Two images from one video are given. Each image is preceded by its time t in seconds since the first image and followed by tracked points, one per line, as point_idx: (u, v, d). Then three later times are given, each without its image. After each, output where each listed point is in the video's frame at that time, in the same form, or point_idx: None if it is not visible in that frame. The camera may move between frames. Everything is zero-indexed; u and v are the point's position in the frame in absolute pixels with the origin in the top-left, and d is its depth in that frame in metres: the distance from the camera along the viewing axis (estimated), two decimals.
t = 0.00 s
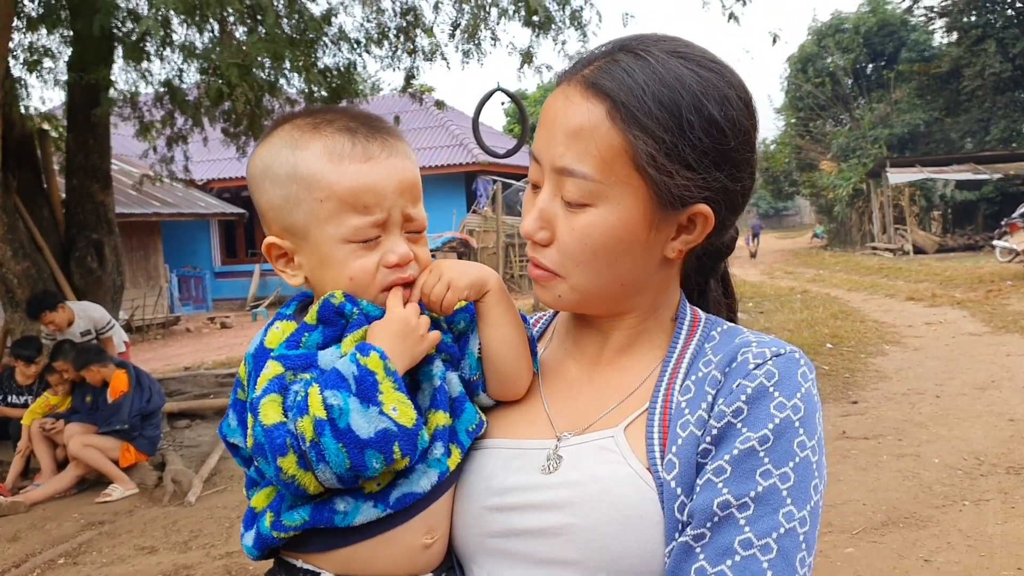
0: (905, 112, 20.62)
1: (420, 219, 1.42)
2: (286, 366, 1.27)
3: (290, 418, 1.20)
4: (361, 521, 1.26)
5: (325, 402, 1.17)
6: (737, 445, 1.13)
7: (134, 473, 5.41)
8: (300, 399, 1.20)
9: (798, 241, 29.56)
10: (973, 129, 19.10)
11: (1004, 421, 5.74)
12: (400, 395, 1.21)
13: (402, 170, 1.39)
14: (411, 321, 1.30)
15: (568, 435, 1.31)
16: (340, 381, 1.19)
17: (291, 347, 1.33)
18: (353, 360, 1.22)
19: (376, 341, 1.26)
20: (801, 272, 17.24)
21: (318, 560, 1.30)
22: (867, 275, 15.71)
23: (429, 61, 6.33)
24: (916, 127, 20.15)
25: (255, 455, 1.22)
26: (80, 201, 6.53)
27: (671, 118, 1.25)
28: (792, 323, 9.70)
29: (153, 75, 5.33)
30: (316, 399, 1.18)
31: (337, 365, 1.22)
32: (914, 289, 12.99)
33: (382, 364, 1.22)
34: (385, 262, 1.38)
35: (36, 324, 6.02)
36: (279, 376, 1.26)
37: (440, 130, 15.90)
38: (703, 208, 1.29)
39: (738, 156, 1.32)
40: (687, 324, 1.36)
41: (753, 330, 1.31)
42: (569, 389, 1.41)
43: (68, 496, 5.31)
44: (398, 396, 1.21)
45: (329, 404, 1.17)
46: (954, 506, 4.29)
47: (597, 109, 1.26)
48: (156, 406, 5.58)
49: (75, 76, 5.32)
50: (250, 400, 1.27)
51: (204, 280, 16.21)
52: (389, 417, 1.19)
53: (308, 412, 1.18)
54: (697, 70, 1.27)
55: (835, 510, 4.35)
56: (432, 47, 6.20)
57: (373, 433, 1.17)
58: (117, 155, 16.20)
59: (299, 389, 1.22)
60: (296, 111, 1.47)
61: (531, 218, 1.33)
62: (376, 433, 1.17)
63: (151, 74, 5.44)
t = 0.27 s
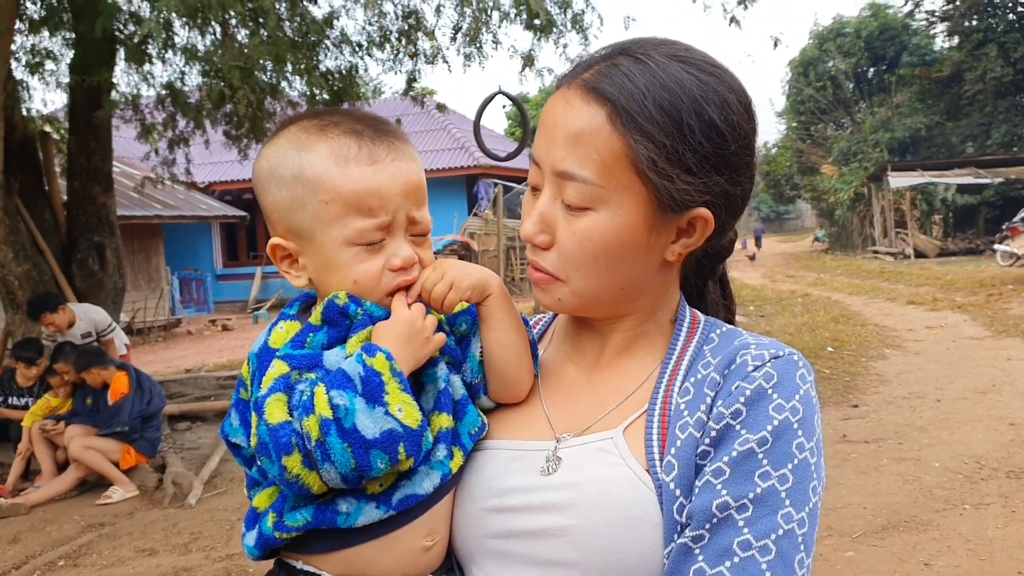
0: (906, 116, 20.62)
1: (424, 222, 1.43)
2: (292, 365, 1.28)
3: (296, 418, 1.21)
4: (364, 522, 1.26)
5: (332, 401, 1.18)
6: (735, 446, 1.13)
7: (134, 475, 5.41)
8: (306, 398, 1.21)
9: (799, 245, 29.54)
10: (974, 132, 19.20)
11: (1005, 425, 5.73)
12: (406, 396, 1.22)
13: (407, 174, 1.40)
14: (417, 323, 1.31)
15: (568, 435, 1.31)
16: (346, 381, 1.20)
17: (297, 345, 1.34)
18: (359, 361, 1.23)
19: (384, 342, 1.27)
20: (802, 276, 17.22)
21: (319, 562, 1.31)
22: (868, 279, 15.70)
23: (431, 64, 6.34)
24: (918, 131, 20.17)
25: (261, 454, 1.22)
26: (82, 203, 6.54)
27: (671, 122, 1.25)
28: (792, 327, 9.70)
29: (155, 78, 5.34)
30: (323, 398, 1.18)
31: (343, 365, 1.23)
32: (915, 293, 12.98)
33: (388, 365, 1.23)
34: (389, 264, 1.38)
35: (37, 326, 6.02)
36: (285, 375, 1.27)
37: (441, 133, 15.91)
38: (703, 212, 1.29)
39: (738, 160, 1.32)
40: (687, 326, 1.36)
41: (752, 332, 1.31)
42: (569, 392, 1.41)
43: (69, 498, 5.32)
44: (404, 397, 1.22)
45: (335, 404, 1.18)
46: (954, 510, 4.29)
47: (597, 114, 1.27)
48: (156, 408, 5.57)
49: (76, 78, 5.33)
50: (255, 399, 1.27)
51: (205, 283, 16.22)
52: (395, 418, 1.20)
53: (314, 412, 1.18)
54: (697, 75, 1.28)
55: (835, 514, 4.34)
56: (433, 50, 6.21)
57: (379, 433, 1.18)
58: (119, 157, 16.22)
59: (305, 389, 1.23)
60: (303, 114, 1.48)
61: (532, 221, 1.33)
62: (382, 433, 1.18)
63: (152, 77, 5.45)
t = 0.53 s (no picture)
0: (906, 120, 20.63)
1: (418, 226, 1.43)
2: (288, 368, 1.28)
3: (291, 420, 1.21)
4: (358, 525, 1.26)
5: (327, 405, 1.18)
6: (728, 451, 1.14)
7: (133, 477, 5.41)
8: (302, 401, 1.21)
9: (799, 248, 29.56)
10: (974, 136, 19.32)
11: (1003, 430, 5.74)
12: (401, 401, 1.22)
13: (400, 178, 1.40)
14: (413, 328, 1.31)
15: (563, 440, 1.32)
16: (342, 385, 1.20)
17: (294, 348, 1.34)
18: (356, 365, 1.23)
19: (380, 346, 1.27)
20: (802, 280, 17.22)
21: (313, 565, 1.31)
22: (868, 283, 15.70)
23: (431, 67, 6.35)
24: (918, 135, 20.19)
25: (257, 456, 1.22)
26: (81, 205, 6.54)
27: (666, 128, 1.26)
28: (792, 330, 9.71)
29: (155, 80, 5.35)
30: (318, 401, 1.19)
31: (339, 368, 1.23)
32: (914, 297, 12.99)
33: (383, 369, 1.23)
34: (383, 269, 1.38)
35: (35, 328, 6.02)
36: (281, 377, 1.27)
37: (442, 136, 15.92)
38: (697, 217, 1.30)
39: (733, 166, 1.33)
40: (682, 331, 1.37)
41: (746, 338, 1.32)
42: (564, 396, 1.42)
43: (67, 499, 5.31)
44: (400, 401, 1.22)
45: (331, 407, 1.18)
46: (952, 514, 4.29)
47: (593, 119, 1.28)
48: (156, 410, 5.56)
49: (76, 80, 5.34)
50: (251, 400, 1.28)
51: (205, 285, 16.21)
52: (389, 422, 1.20)
53: (310, 415, 1.19)
54: (693, 81, 1.29)
55: (834, 518, 4.34)
56: (434, 53, 6.22)
57: (373, 437, 1.18)
58: (119, 159, 16.23)
59: (301, 391, 1.23)
60: (297, 120, 1.49)
61: (528, 225, 1.34)
62: (376, 438, 1.18)
63: (153, 79, 5.46)
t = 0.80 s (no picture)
0: (908, 127, 20.65)
1: (415, 244, 1.43)
2: (281, 381, 1.29)
3: (280, 435, 1.22)
4: (345, 541, 1.27)
5: (316, 422, 1.19)
6: (724, 467, 1.14)
7: (132, 483, 5.41)
8: (292, 416, 1.22)
9: (800, 255, 29.56)
10: (976, 144, 19.09)
11: (1004, 438, 5.73)
12: (390, 422, 1.23)
13: (398, 197, 1.40)
14: (405, 347, 1.31)
15: (559, 454, 1.32)
16: (333, 402, 1.20)
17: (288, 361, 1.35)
18: (348, 383, 1.23)
19: (372, 365, 1.27)
20: (804, 287, 17.23)
21: None
22: (869, 290, 15.69)
23: (432, 74, 6.37)
24: (919, 142, 20.22)
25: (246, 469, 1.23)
26: (83, 210, 6.56)
27: (663, 143, 1.27)
28: (793, 337, 9.71)
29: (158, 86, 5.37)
30: (307, 418, 1.19)
31: (331, 386, 1.24)
32: (915, 304, 12.98)
33: (375, 390, 1.23)
34: (377, 287, 1.39)
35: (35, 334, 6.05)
36: (273, 391, 1.27)
37: (443, 142, 15.95)
38: (694, 232, 1.30)
39: (730, 180, 1.34)
40: (678, 347, 1.37)
41: (743, 354, 1.32)
42: (559, 412, 1.42)
43: (67, 505, 5.31)
44: (389, 423, 1.22)
45: (319, 425, 1.19)
46: (952, 523, 4.28)
47: (590, 134, 1.28)
48: (156, 415, 5.59)
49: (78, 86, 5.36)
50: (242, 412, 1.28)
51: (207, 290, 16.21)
52: (378, 443, 1.21)
53: (298, 431, 1.19)
54: (689, 96, 1.30)
55: (833, 526, 4.34)
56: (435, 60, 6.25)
57: (359, 458, 1.19)
58: (121, 164, 16.27)
59: (292, 406, 1.23)
60: (301, 134, 1.49)
61: (525, 239, 1.34)
62: (363, 458, 1.19)
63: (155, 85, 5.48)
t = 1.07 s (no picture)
0: (910, 134, 20.63)
1: (421, 250, 1.42)
2: (282, 384, 1.29)
3: (280, 437, 1.22)
4: (344, 545, 1.26)
5: (316, 424, 1.19)
6: (723, 475, 1.14)
7: (133, 488, 5.41)
8: (292, 418, 1.21)
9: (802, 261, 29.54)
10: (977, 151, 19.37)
11: (1007, 446, 5.71)
12: (391, 426, 1.22)
13: (405, 202, 1.39)
14: (405, 352, 1.31)
15: (558, 461, 1.32)
16: (333, 405, 1.20)
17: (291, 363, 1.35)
18: (348, 387, 1.23)
19: (374, 368, 1.27)
20: (806, 293, 17.21)
21: None
22: (871, 297, 15.67)
23: (434, 80, 6.38)
24: (921, 149, 20.21)
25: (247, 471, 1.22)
26: (85, 216, 6.57)
27: (664, 151, 1.27)
28: (795, 344, 9.69)
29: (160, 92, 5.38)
30: (308, 420, 1.19)
31: (332, 388, 1.24)
32: (917, 311, 12.96)
33: (376, 394, 1.23)
34: (379, 291, 1.38)
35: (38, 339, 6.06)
36: (274, 393, 1.27)
37: (446, 148, 15.97)
38: (694, 241, 1.30)
39: (730, 190, 1.34)
40: (679, 355, 1.37)
41: (744, 362, 1.32)
42: (561, 419, 1.42)
43: (67, 510, 5.30)
44: (389, 426, 1.22)
45: (319, 427, 1.18)
46: (954, 531, 4.27)
47: (591, 140, 1.29)
48: (157, 421, 5.56)
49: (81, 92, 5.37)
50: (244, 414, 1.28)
51: (209, 295, 16.19)
52: (378, 446, 1.20)
53: (298, 433, 1.19)
54: (691, 105, 1.30)
55: (835, 533, 4.33)
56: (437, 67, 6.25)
57: (360, 461, 1.18)
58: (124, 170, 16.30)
59: (293, 409, 1.23)
60: (316, 136, 1.50)
61: (524, 245, 1.34)
62: (363, 461, 1.18)
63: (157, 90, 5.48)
